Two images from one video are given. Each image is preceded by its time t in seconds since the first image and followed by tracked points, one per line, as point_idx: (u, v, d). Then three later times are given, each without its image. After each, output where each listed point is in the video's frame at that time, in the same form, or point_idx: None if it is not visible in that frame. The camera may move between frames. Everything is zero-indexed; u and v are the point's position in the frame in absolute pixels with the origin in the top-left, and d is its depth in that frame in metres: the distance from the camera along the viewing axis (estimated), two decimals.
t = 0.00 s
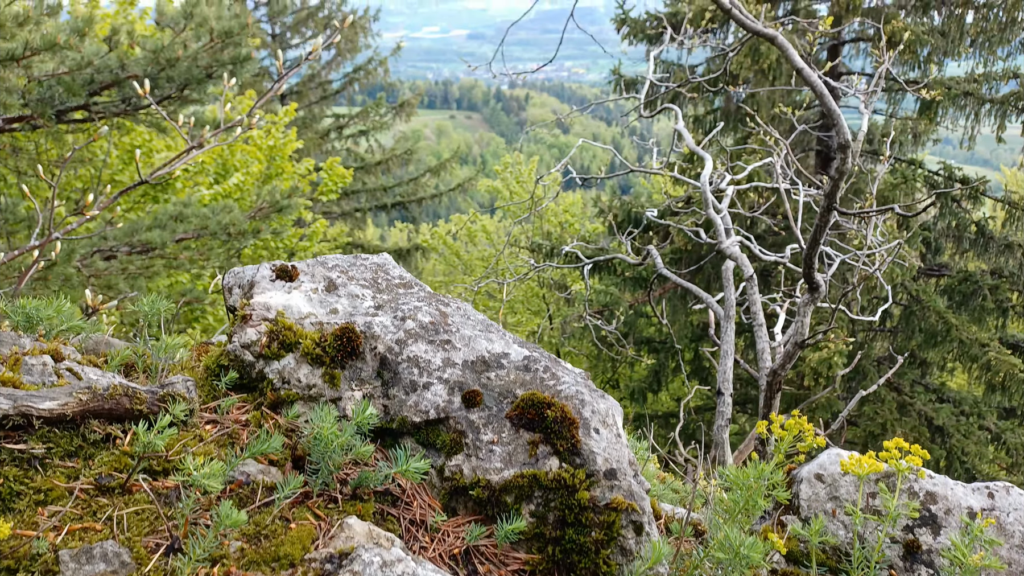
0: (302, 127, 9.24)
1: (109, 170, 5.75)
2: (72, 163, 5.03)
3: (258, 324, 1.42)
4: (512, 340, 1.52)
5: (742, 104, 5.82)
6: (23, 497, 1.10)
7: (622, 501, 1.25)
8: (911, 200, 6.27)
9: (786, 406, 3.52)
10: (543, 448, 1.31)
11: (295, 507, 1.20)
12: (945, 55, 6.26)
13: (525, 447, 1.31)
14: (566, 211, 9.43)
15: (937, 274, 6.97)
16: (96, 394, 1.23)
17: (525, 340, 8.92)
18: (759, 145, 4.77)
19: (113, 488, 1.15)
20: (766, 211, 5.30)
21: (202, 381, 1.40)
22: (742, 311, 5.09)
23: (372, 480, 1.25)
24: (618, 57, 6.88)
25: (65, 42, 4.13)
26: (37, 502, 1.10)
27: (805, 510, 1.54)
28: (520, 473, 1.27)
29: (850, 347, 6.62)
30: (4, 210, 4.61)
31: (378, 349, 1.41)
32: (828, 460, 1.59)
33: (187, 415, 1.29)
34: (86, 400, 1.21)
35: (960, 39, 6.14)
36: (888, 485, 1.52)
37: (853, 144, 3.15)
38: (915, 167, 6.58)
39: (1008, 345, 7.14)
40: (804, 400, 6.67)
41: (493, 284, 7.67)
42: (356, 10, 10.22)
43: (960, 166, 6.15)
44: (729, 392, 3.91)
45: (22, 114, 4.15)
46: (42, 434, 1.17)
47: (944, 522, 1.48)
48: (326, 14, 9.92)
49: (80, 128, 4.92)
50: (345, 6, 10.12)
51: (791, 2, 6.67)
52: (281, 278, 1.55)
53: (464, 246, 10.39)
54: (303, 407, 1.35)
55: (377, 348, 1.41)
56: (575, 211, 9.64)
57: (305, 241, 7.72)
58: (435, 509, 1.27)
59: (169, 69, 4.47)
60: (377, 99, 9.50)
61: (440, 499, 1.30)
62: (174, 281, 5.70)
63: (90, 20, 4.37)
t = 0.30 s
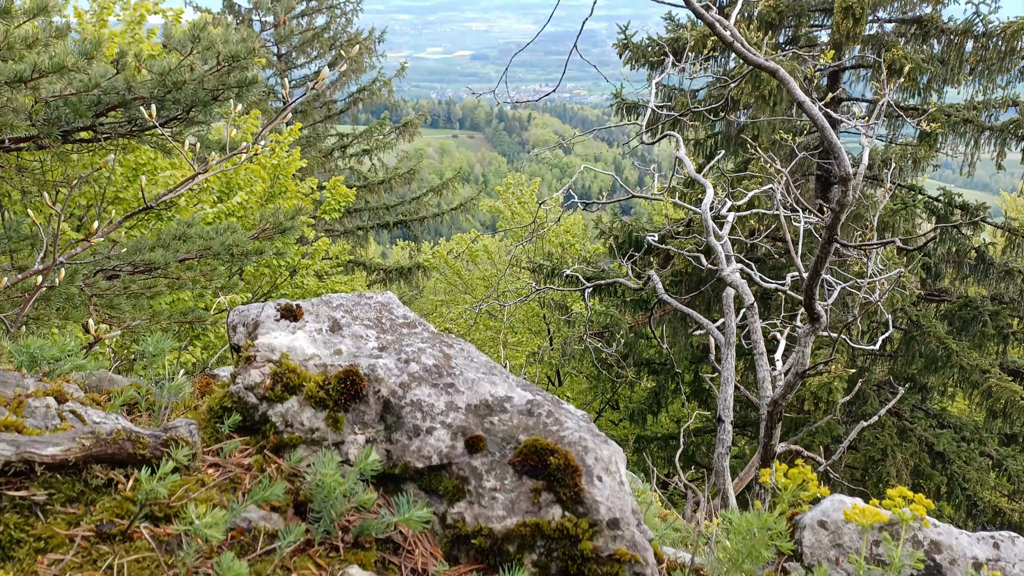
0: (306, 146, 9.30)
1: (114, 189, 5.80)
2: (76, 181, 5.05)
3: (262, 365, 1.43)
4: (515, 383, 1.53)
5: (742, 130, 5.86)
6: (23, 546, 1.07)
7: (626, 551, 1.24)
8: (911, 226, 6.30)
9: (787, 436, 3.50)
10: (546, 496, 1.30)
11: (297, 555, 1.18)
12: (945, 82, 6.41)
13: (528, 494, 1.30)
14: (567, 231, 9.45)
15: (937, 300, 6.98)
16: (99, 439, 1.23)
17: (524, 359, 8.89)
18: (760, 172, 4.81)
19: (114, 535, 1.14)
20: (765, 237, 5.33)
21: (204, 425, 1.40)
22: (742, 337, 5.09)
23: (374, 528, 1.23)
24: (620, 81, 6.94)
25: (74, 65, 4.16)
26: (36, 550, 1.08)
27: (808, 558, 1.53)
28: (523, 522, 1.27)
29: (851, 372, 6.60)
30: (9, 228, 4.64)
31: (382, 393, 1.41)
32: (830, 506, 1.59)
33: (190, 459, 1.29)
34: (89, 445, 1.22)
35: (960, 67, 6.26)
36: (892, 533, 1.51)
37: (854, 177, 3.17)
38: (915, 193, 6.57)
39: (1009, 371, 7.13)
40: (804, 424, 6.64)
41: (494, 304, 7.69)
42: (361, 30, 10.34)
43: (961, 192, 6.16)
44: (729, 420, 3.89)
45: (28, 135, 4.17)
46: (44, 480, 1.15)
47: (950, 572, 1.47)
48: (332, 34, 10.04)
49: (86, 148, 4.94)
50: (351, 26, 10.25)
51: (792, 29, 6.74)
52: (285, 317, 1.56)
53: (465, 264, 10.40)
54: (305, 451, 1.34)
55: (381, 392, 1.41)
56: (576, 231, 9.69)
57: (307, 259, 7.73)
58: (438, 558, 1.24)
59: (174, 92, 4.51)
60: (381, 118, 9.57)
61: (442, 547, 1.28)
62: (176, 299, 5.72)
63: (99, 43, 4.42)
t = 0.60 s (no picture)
0: (310, 162, 9.39)
1: (119, 204, 5.83)
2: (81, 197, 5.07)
3: (268, 397, 1.44)
4: (520, 417, 1.53)
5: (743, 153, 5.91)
6: None
7: None
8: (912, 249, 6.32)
9: (789, 461, 3.47)
10: (550, 533, 1.30)
11: None
12: (945, 106, 6.46)
13: (532, 532, 1.30)
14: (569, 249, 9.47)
15: (939, 322, 6.98)
16: (106, 473, 1.23)
17: (525, 377, 8.87)
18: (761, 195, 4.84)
19: (119, 570, 1.12)
20: (767, 259, 5.34)
21: (210, 457, 1.40)
22: (743, 358, 5.07)
23: (378, 565, 1.22)
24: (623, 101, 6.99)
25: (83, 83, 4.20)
26: None
27: None
28: (527, 560, 1.26)
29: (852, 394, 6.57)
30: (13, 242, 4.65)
31: (387, 426, 1.41)
32: (834, 542, 1.58)
33: (195, 493, 1.28)
34: (96, 479, 1.21)
35: (960, 92, 6.30)
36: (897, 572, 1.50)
37: (857, 204, 3.19)
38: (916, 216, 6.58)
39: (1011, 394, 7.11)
40: (805, 446, 6.60)
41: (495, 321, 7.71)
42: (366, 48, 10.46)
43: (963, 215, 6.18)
44: (729, 443, 3.84)
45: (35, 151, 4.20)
46: (50, 514, 1.13)
47: None
48: (338, 52, 10.16)
49: (92, 163, 4.97)
50: (356, 44, 10.37)
51: (794, 52, 6.81)
52: (292, 348, 1.59)
53: (467, 281, 10.41)
54: (310, 485, 1.34)
55: (386, 425, 1.42)
56: (578, 249, 9.72)
57: (308, 274, 7.76)
58: None
59: (181, 111, 4.55)
60: (385, 135, 9.64)
61: None
62: (178, 314, 5.73)
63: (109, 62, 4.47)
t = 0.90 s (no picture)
0: (313, 176, 9.44)
1: (123, 217, 5.86)
2: (84, 211, 5.08)
3: (269, 428, 1.44)
4: (521, 450, 1.53)
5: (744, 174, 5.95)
6: None
7: None
8: (914, 270, 6.32)
9: (789, 486, 3.45)
10: (550, 571, 1.29)
11: None
12: (946, 128, 6.49)
13: (533, 568, 1.29)
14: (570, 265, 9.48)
15: (940, 343, 6.97)
16: (105, 506, 1.21)
17: (525, 393, 8.85)
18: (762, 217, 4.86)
19: None
20: (769, 281, 5.34)
21: (210, 488, 1.39)
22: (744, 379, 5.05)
23: None
24: (625, 120, 7.03)
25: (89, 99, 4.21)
26: None
27: None
28: None
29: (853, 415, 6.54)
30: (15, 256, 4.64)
31: (387, 459, 1.42)
32: None
33: (194, 528, 1.26)
34: (95, 512, 1.19)
35: (962, 114, 6.34)
36: None
37: (858, 230, 3.20)
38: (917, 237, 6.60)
39: (1012, 416, 7.09)
40: (806, 467, 6.56)
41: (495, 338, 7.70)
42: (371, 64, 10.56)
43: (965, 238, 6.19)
44: (730, 465, 3.82)
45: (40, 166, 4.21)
46: (48, 548, 1.12)
47: None
48: (342, 67, 10.25)
49: (96, 177, 4.98)
50: (361, 60, 10.49)
51: (796, 73, 6.86)
52: (293, 377, 1.60)
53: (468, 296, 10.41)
54: (310, 518, 1.34)
55: (386, 458, 1.42)
56: (579, 265, 9.73)
57: (309, 288, 7.77)
58: None
59: (186, 127, 4.57)
60: (388, 150, 9.69)
61: None
62: (179, 328, 5.73)
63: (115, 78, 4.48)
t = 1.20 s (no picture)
0: (316, 189, 9.50)
1: (127, 230, 5.90)
2: (88, 225, 5.11)
3: (271, 455, 1.46)
4: (521, 479, 1.54)
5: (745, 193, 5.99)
6: None
7: None
8: (914, 290, 6.34)
9: (789, 509, 3.43)
10: None
11: None
12: (947, 149, 6.53)
13: None
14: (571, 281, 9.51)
15: (941, 363, 6.97)
16: (109, 533, 1.21)
17: (525, 409, 8.84)
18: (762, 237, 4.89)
19: None
20: (769, 302, 5.35)
21: (211, 514, 1.38)
22: (744, 399, 5.05)
23: None
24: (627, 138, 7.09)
25: (95, 115, 4.22)
26: None
27: None
28: None
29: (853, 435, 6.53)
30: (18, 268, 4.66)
31: (389, 488, 1.43)
32: None
33: (197, 557, 1.25)
34: (99, 540, 1.19)
35: (963, 135, 6.38)
36: None
37: (858, 254, 3.22)
38: (918, 257, 6.62)
39: (1013, 437, 7.08)
40: (806, 486, 6.53)
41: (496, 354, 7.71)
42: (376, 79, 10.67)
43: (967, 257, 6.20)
44: (730, 487, 3.80)
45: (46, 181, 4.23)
46: None
47: None
48: (347, 82, 10.35)
49: (101, 191, 5.01)
50: (365, 75, 10.61)
51: (797, 92, 6.93)
52: (297, 404, 1.61)
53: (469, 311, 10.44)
54: (311, 547, 1.34)
55: (388, 486, 1.43)
56: (581, 281, 9.76)
57: (311, 301, 7.81)
58: None
59: (192, 143, 4.60)
60: (391, 164, 9.76)
61: None
62: (181, 341, 5.75)
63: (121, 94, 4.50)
